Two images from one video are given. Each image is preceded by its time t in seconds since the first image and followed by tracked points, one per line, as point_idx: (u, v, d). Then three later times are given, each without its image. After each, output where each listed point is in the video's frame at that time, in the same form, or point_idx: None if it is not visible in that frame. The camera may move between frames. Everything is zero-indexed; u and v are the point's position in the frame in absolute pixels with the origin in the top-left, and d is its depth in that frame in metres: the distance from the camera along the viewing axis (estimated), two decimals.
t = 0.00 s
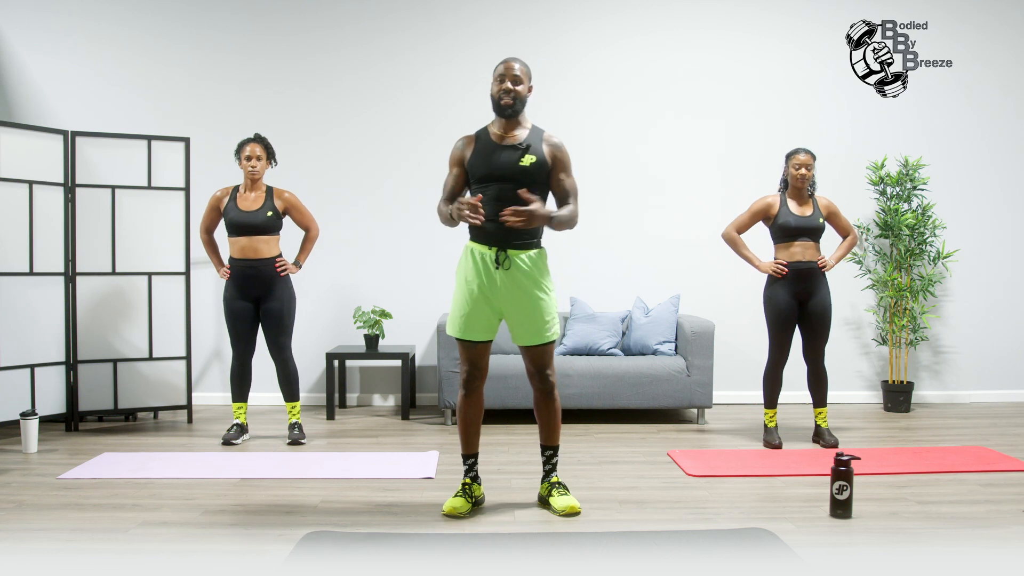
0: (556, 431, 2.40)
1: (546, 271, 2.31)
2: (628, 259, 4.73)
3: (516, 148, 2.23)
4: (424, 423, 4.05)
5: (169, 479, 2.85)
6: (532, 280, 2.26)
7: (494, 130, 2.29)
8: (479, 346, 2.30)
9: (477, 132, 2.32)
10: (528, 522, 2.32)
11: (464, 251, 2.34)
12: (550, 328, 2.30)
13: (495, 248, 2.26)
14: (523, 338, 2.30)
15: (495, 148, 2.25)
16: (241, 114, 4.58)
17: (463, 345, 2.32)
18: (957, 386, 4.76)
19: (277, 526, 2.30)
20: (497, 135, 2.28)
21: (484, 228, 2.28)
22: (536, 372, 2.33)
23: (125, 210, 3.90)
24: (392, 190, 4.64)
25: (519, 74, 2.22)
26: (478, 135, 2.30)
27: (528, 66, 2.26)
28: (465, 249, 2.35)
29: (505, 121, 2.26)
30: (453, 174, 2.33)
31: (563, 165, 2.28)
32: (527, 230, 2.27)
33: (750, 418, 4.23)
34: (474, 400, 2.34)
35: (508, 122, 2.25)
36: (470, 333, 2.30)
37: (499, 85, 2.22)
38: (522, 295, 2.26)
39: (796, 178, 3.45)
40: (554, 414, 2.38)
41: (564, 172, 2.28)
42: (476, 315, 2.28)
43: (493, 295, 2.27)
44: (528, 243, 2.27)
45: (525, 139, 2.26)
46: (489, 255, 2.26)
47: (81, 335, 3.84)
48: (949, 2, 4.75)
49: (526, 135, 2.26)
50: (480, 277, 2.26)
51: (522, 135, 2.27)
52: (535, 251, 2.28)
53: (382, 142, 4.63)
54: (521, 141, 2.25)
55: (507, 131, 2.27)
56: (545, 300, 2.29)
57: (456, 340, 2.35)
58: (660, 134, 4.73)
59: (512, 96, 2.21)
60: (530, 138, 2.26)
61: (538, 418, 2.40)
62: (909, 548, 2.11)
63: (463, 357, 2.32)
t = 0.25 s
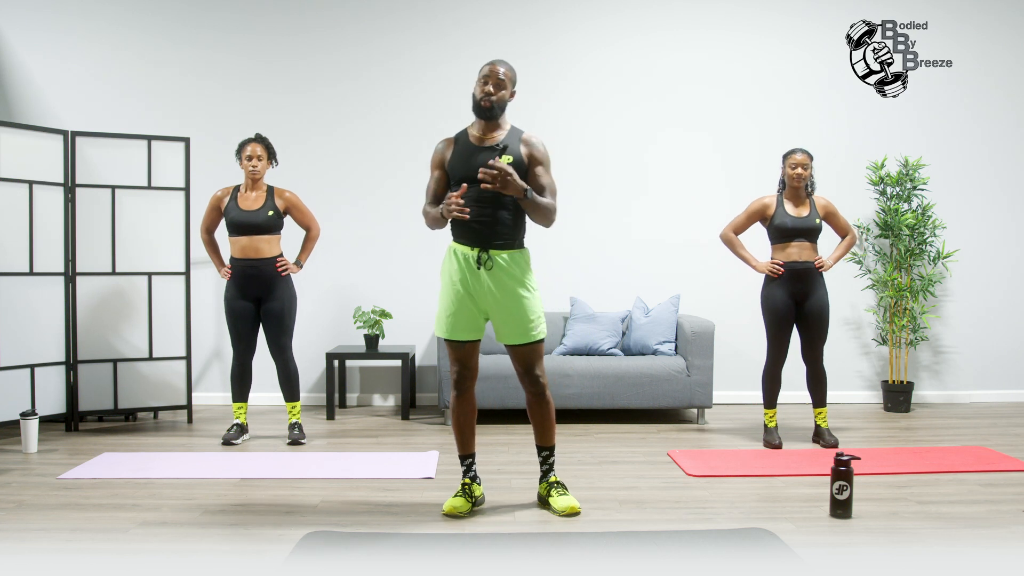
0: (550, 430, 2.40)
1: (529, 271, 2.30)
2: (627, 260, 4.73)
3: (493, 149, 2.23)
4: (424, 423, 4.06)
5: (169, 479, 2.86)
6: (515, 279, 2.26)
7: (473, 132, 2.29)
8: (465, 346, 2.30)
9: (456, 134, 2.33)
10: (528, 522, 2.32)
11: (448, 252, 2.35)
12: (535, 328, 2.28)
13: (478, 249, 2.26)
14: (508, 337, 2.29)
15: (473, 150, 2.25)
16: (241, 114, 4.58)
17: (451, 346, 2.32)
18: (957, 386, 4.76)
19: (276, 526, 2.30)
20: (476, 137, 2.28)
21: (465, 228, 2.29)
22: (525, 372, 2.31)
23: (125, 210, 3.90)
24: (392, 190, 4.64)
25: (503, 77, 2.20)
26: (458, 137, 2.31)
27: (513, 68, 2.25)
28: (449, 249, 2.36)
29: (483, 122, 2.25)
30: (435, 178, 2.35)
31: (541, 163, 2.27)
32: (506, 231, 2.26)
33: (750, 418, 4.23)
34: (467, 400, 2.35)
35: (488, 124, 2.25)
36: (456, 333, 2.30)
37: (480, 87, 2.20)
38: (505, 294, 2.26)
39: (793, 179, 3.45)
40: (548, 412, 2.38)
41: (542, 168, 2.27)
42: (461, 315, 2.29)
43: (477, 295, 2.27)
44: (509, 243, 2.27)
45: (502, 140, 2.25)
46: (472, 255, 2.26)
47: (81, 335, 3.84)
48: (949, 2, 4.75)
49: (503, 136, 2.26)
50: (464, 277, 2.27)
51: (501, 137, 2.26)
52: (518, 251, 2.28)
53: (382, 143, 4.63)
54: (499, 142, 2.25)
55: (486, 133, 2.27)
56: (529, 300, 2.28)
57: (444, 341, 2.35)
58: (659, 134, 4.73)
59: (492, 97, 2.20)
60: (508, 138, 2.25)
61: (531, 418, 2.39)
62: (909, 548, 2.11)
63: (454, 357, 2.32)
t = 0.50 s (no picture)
0: (544, 428, 2.38)
1: (518, 270, 2.31)
2: (627, 260, 4.73)
3: (480, 150, 2.23)
4: (424, 423, 4.06)
5: (169, 479, 2.85)
6: (505, 279, 2.27)
7: (460, 133, 2.29)
8: (457, 346, 2.30)
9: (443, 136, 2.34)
10: (528, 522, 2.32)
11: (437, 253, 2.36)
12: (525, 326, 2.28)
13: (466, 249, 2.27)
14: (499, 336, 2.29)
15: (460, 151, 2.26)
16: (241, 114, 4.58)
17: (444, 346, 2.31)
18: (957, 386, 4.76)
19: (276, 526, 2.30)
20: (463, 138, 2.28)
21: (452, 229, 2.29)
22: (517, 371, 2.30)
23: (125, 210, 3.90)
24: (392, 190, 4.64)
25: (488, 78, 2.21)
26: (444, 138, 2.32)
27: (498, 69, 2.25)
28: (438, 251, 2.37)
29: (470, 123, 2.26)
30: (422, 180, 2.36)
31: (527, 161, 2.27)
32: (493, 230, 2.26)
33: (750, 418, 4.23)
34: (462, 400, 2.34)
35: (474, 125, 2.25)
36: (448, 333, 2.30)
37: (466, 88, 2.20)
38: (494, 293, 2.26)
39: (787, 179, 3.45)
40: (542, 411, 2.35)
41: (528, 165, 2.27)
42: (452, 315, 2.29)
43: (467, 295, 2.27)
44: (497, 242, 2.27)
45: (489, 140, 2.26)
46: (461, 255, 2.27)
47: (81, 335, 3.84)
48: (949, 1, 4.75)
49: (490, 136, 2.26)
50: (454, 278, 2.27)
51: (488, 137, 2.26)
52: (506, 250, 2.29)
53: (382, 143, 4.63)
54: (486, 143, 2.25)
55: (473, 134, 2.27)
56: (519, 298, 2.28)
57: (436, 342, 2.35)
58: (659, 134, 4.73)
59: (479, 98, 2.20)
60: (494, 139, 2.26)
61: (525, 418, 2.37)
62: (909, 548, 2.11)
63: (447, 358, 2.31)
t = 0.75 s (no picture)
0: (541, 428, 2.38)
1: (513, 270, 2.31)
2: (627, 260, 4.73)
3: (473, 151, 2.24)
4: (424, 423, 4.05)
5: (169, 479, 2.85)
6: (500, 281, 2.27)
7: (453, 134, 2.29)
8: (454, 346, 2.30)
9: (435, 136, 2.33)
10: (528, 522, 2.32)
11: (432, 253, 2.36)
12: (520, 326, 2.28)
13: (461, 250, 2.27)
14: (494, 336, 2.29)
15: (453, 152, 2.25)
16: (241, 114, 4.58)
17: (441, 347, 2.32)
18: (957, 386, 4.76)
19: (277, 526, 2.30)
20: (456, 139, 2.28)
21: (447, 229, 2.29)
22: (512, 371, 2.30)
23: (125, 210, 3.90)
24: (392, 190, 4.64)
25: (482, 78, 2.20)
26: (437, 139, 2.31)
27: (492, 69, 2.25)
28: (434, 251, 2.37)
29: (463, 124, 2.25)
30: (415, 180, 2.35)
31: (521, 162, 2.27)
32: (488, 231, 2.26)
33: (750, 418, 4.23)
34: (460, 401, 2.34)
35: (467, 126, 2.25)
36: (444, 334, 2.30)
37: (461, 88, 2.20)
38: (489, 294, 2.26)
39: (777, 179, 3.46)
40: (538, 411, 2.35)
41: (523, 166, 2.27)
42: (448, 316, 2.29)
43: (462, 295, 2.28)
44: (491, 243, 2.27)
45: (482, 141, 2.25)
46: (456, 256, 2.27)
47: (81, 335, 3.84)
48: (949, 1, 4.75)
49: (483, 136, 2.26)
50: (449, 278, 2.27)
51: (481, 137, 2.26)
52: (501, 250, 2.28)
53: (382, 142, 4.63)
54: (479, 144, 2.25)
55: (466, 134, 2.27)
56: (514, 298, 2.28)
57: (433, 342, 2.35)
58: (659, 134, 4.73)
59: (473, 98, 2.20)
60: (488, 139, 2.25)
61: (521, 418, 2.37)
62: (909, 548, 2.11)
63: (444, 359, 2.32)
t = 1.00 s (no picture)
0: (540, 428, 2.38)
1: (512, 269, 2.31)
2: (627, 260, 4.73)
3: (471, 151, 2.23)
4: (424, 423, 4.05)
5: (169, 480, 2.85)
6: (499, 281, 2.27)
7: (451, 133, 2.28)
8: (454, 346, 2.30)
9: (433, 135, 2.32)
10: (527, 522, 2.32)
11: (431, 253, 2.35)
12: (519, 325, 2.29)
13: (461, 250, 2.26)
14: (494, 336, 2.29)
15: (452, 151, 2.25)
16: (241, 114, 4.58)
17: (441, 347, 2.32)
18: (957, 386, 4.76)
19: (276, 526, 2.30)
20: (454, 138, 2.27)
21: (445, 230, 2.29)
22: (512, 371, 2.30)
23: (125, 210, 3.90)
24: (392, 190, 4.64)
25: (480, 78, 2.20)
26: (436, 138, 2.31)
27: (491, 69, 2.25)
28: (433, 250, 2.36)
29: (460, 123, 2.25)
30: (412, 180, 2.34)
31: (520, 162, 2.27)
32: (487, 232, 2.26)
33: (750, 418, 4.23)
34: (459, 401, 2.34)
35: (465, 125, 2.25)
36: (443, 334, 2.30)
37: (459, 87, 2.20)
38: (488, 294, 2.26)
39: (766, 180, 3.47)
40: (537, 412, 2.35)
41: (521, 167, 2.27)
42: (447, 316, 2.29)
43: (461, 295, 2.27)
44: (490, 243, 2.27)
45: (480, 140, 2.25)
46: (456, 257, 2.27)
47: (80, 335, 3.84)
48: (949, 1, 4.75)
49: (481, 136, 2.25)
50: (449, 279, 2.27)
51: (478, 137, 2.26)
52: (500, 250, 2.29)
53: (382, 142, 4.63)
54: (477, 143, 2.25)
55: (463, 134, 2.27)
56: (513, 298, 2.29)
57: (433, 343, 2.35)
58: (659, 134, 4.73)
59: (471, 98, 2.20)
60: (486, 139, 2.25)
61: (520, 418, 2.37)
62: (908, 548, 2.11)
63: (443, 359, 2.32)
